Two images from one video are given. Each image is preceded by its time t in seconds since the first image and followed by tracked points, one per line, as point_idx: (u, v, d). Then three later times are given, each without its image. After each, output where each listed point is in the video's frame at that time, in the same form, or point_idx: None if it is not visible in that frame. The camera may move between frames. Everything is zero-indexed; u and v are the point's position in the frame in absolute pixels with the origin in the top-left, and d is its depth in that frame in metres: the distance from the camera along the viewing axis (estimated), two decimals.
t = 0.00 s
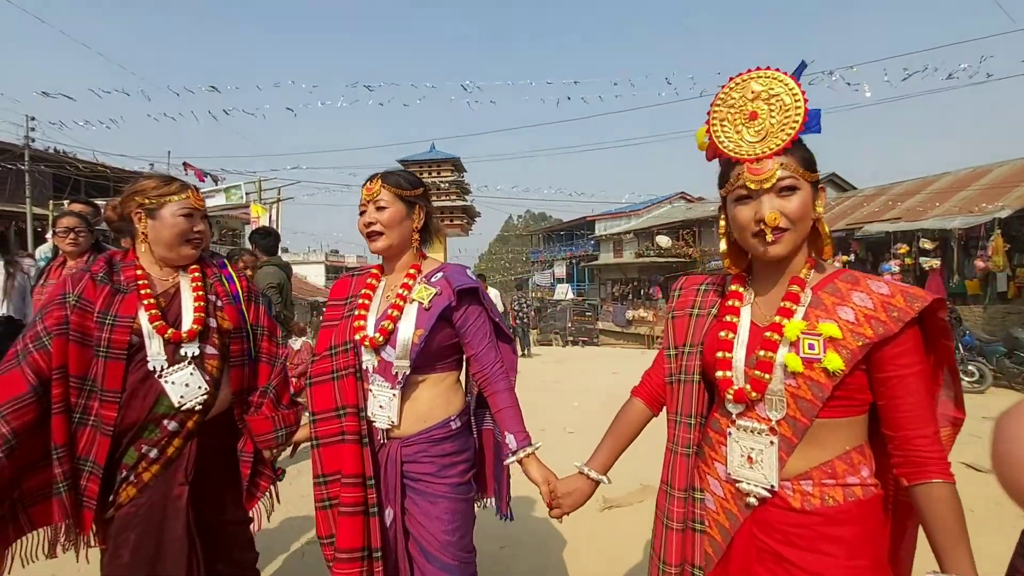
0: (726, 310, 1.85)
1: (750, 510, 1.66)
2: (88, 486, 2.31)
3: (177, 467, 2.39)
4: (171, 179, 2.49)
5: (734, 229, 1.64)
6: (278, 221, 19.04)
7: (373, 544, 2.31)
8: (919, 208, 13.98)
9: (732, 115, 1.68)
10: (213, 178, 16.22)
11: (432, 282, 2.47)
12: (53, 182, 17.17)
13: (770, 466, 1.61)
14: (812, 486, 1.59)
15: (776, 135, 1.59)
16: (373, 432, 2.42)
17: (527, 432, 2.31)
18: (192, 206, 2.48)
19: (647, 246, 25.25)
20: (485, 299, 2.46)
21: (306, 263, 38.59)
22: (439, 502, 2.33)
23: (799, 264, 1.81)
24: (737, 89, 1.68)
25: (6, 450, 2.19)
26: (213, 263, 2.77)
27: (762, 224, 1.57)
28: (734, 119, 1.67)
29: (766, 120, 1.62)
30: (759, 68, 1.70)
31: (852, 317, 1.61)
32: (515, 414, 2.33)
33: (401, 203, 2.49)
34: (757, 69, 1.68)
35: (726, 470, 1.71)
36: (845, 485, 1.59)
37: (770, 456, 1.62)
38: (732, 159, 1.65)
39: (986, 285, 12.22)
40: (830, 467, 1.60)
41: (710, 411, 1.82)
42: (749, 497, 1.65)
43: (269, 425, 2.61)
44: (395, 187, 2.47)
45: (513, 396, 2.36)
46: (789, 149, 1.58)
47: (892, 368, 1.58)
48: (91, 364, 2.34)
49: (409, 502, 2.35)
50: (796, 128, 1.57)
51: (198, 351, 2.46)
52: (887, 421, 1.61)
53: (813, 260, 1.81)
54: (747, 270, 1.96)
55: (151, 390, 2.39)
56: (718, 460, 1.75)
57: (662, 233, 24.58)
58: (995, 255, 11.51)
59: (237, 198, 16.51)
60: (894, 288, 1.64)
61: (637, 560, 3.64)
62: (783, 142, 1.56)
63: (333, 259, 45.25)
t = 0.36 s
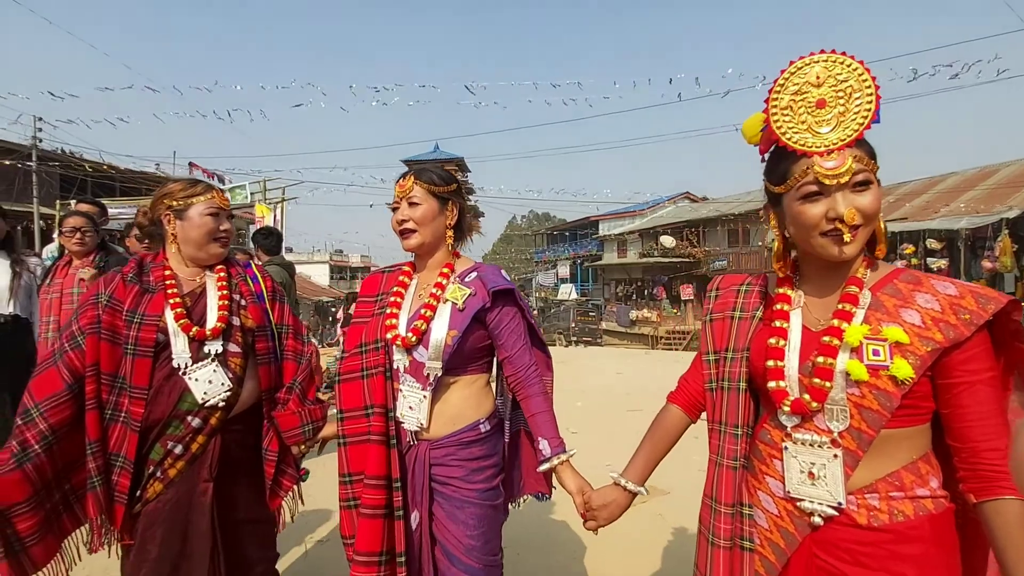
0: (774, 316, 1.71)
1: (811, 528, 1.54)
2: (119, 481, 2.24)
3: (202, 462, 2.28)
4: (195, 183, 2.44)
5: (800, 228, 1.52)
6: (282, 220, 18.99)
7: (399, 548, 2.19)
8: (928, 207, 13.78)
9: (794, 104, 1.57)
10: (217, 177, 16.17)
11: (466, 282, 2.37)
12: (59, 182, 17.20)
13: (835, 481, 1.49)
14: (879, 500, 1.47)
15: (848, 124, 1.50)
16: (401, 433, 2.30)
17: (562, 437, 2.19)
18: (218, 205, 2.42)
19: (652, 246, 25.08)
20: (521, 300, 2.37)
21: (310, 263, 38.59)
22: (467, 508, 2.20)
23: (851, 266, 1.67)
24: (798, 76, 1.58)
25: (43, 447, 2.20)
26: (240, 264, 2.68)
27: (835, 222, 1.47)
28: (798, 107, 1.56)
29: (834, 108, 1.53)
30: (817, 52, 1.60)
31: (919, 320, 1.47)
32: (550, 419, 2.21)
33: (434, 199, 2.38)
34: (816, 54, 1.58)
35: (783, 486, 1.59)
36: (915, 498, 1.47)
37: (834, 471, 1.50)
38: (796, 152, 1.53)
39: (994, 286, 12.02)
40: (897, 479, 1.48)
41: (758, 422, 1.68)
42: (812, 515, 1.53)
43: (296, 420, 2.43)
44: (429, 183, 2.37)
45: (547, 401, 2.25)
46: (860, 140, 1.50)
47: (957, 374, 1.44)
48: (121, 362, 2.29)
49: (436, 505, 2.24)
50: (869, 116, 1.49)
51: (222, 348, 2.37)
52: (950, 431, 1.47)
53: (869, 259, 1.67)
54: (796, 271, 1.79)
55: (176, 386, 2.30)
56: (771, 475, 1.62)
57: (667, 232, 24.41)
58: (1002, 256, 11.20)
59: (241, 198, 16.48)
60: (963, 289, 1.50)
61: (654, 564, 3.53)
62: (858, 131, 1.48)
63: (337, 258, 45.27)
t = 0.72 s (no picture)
0: (807, 315, 1.59)
1: (850, 540, 1.46)
2: (136, 476, 2.17)
3: (216, 460, 2.19)
4: (208, 181, 2.36)
5: (839, 224, 1.44)
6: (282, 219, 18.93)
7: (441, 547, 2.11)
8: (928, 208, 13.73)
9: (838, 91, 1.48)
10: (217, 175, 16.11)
11: (506, 282, 2.27)
12: (58, 179, 17.07)
13: (875, 492, 1.41)
14: (921, 511, 1.39)
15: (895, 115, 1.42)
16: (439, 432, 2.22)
17: (604, 446, 2.09)
18: (233, 203, 2.33)
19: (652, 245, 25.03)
20: (564, 302, 2.25)
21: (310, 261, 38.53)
22: (494, 513, 2.12)
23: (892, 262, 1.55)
24: (841, 63, 1.49)
25: (68, 440, 2.14)
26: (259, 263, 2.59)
27: (879, 218, 1.38)
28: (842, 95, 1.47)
29: (879, 97, 1.45)
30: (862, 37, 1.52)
31: (965, 319, 1.39)
32: (591, 427, 2.11)
33: (468, 195, 2.29)
34: (861, 39, 1.50)
35: (819, 496, 1.51)
36: (961, 511, 1.38)
37: (875, 481, 1.42)
38: (839, 141, 1.44)
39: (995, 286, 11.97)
40: (941, 490, 1.39)
41: (791, 429, 1.60)
42: (853, 527, 1.45)
43: (318, 415, 2.35)
44: (463, 179, 2.28)
45: (589, 408, 2.14)
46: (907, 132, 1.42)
47: (1007, 377, 1.36)
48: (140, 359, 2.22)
49: (465, 510, 2.16)
50: (918, 107, 1.41)
51: (236, 346, 2.28)
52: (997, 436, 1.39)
53: (910, 256, 1.57)
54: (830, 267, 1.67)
55: (189, 383, 2.21)
56: (806, 483, 1.54)
57: (666, 233, 24.33)
58: (1003, 256, 11.15)
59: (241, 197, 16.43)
60: (1013, 285, 1.40)
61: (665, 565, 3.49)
62: (906, 121, 1.41)
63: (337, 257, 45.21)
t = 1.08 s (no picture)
0: (784, 314, 1.61)
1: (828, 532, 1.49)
2: (127, 474, 2.20)
3: (208, 459, 2.22)
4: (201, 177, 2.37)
5: (834, 214, 1.44)
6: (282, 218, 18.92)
7: (440, 549, 2.14)
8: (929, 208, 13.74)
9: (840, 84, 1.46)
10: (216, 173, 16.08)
11: (507, 281, 2.28)
12: (58, 177, 17.09)
13: (860, 485, 1.43)
14: (893, 500, 1.43)
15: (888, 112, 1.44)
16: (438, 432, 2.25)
17: (596, 452, 2.09)
18: (226, 198, 2.34)
19: (652, 245, 25.04)
20: (564, 303, 2.26)
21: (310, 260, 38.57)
22: (490, 516, 2.14)
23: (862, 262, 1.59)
24: (843, 56, 1.47)
25: (61, 438, 2.17)
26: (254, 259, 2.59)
27: (872, 211, 1.40)
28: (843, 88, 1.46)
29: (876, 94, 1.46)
30: (859, 33, 1.51)
31: (935, 317, 1.42)
32: (584, 432, 2.11)
33: (468, 190, 2.30)
34: (861, 35, 1.48)
35: (800, 490, 1.53)
36: (928, 498, 1.42)
37: (859, 475, 1.44)
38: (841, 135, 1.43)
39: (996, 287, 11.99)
40: (910, 479, 1.43)
41: (770, 425, 1.62)
42: (838, 521, 1.47)
43: (308, 416, 2.34)
44: (463, 174, 2.29)
45: (584, 413, 2.14)
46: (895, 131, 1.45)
47: (966, 370, 1.39)
48: (132, 359, 2.25)
49: (460, 513, 2.18)
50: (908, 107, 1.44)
51: (228, 346, 2.29)
52: (949, 424, 1.43)
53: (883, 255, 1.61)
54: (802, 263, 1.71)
55: (180, 384, 2.23)
56: (784, 478, 1.56)
57: (666, 232, 24.33)
58: (1004, 257, 11.16)
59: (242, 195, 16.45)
60: (975, 283, 1.44)
61: (659, 562, 3.52)
62: (898, 119, 1.42)
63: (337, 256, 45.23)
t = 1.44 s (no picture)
0: (729, 313, 1.72)
1: (763, 514, 1.59)
2: (83, 472, 2.30)
3: (164, 460, 2.32)
4: (169, 167, 2.44)
5: (746, 223, 1.58)
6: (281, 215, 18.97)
7: (401, 546, 2.23)
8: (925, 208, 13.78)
9: (750, 103, 1.62)
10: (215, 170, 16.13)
11: (464, 276, 2.39)
12: (56, 173, 17.15)
13: (791, 472, 1.54)
14: (822, 484, 1.54)
15: (799, 123, 1.55)
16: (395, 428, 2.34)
17: (545, 447, 2.22)
18: (195, 190, 2.43)
19: (650, 244, 25.10)
20: (518, 298, 2.38)
21: (309, 258, 38.65)
22: (452, 514, 2.25)
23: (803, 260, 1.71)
24: (755, 75, 1.63)
25: (15, 433, 2.25)
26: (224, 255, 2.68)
27: (777, 218, 1.52)
28: (752, 105, 1.61)
29: (786, 108, 1.58)
30: (777, 54, 1.65)
31: (863, 316, 1.53)
32: (535, 428, 2.23)
33: (420, 188, 2.40)
34: (774, 55, 1.63)
35: (739, 476, 1.63)
36: (851, 482, 1.54)
37: (791, 462, 1.55)
38: (747, 148, 1.58)
39: (990, 288, 12.04)
40: (838, 465, 1.54)
41: (715, 417, 1.73)
42: (769, 504, 1.57)
43: (263, 419, 2.42)
44: (417, 174, 2.40)
45: (534, 408, 2.26)
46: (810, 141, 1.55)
47: (888, 365, 1.51)
48: (90, 354, 2.34)
49: (421, 510, 2.28)
50: (819, 118, 1.54)
51: (190, 343, 2.39)
52: (874, 413, 1.54)
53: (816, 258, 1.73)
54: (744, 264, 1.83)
55: (139, 381, 2.33)
56: (726, 464, 1.67)
57: (664, 231, 24.40)
58: (1002, 257, 11.31)
59: (241, 192, 16.50)
60: (898, 285, 1.56)
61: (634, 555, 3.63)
62: (807, 130, 1.53)
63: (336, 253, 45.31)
